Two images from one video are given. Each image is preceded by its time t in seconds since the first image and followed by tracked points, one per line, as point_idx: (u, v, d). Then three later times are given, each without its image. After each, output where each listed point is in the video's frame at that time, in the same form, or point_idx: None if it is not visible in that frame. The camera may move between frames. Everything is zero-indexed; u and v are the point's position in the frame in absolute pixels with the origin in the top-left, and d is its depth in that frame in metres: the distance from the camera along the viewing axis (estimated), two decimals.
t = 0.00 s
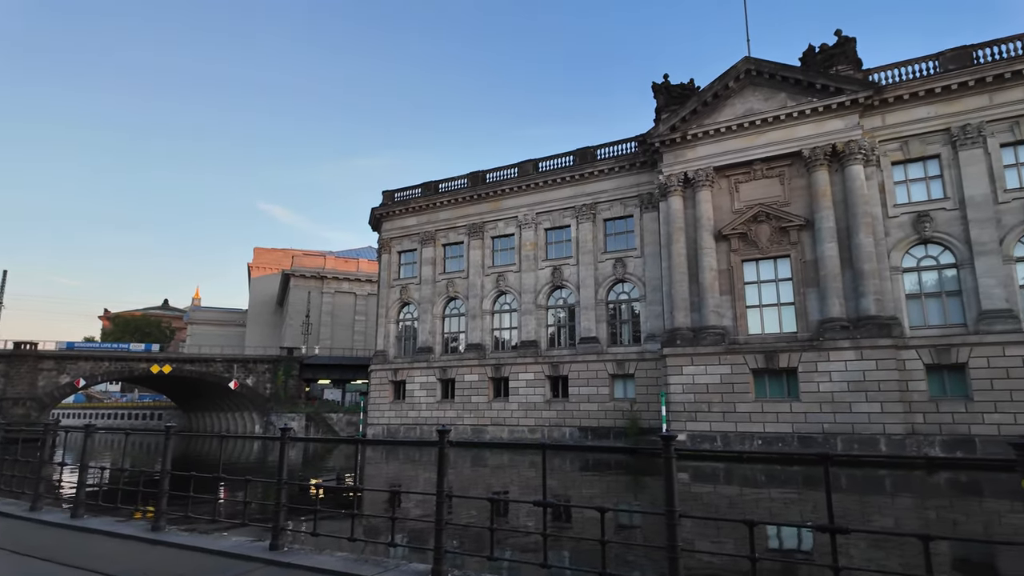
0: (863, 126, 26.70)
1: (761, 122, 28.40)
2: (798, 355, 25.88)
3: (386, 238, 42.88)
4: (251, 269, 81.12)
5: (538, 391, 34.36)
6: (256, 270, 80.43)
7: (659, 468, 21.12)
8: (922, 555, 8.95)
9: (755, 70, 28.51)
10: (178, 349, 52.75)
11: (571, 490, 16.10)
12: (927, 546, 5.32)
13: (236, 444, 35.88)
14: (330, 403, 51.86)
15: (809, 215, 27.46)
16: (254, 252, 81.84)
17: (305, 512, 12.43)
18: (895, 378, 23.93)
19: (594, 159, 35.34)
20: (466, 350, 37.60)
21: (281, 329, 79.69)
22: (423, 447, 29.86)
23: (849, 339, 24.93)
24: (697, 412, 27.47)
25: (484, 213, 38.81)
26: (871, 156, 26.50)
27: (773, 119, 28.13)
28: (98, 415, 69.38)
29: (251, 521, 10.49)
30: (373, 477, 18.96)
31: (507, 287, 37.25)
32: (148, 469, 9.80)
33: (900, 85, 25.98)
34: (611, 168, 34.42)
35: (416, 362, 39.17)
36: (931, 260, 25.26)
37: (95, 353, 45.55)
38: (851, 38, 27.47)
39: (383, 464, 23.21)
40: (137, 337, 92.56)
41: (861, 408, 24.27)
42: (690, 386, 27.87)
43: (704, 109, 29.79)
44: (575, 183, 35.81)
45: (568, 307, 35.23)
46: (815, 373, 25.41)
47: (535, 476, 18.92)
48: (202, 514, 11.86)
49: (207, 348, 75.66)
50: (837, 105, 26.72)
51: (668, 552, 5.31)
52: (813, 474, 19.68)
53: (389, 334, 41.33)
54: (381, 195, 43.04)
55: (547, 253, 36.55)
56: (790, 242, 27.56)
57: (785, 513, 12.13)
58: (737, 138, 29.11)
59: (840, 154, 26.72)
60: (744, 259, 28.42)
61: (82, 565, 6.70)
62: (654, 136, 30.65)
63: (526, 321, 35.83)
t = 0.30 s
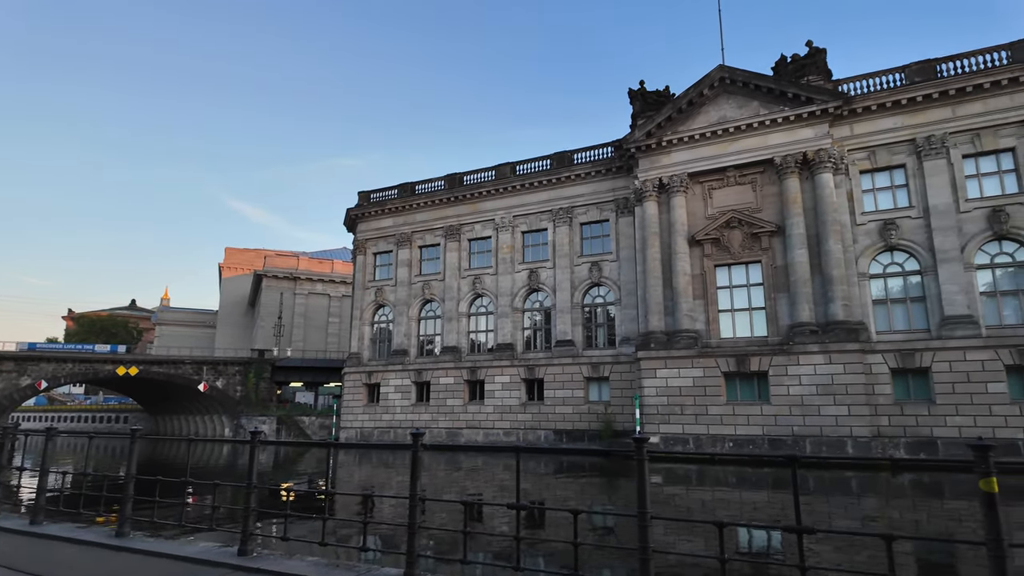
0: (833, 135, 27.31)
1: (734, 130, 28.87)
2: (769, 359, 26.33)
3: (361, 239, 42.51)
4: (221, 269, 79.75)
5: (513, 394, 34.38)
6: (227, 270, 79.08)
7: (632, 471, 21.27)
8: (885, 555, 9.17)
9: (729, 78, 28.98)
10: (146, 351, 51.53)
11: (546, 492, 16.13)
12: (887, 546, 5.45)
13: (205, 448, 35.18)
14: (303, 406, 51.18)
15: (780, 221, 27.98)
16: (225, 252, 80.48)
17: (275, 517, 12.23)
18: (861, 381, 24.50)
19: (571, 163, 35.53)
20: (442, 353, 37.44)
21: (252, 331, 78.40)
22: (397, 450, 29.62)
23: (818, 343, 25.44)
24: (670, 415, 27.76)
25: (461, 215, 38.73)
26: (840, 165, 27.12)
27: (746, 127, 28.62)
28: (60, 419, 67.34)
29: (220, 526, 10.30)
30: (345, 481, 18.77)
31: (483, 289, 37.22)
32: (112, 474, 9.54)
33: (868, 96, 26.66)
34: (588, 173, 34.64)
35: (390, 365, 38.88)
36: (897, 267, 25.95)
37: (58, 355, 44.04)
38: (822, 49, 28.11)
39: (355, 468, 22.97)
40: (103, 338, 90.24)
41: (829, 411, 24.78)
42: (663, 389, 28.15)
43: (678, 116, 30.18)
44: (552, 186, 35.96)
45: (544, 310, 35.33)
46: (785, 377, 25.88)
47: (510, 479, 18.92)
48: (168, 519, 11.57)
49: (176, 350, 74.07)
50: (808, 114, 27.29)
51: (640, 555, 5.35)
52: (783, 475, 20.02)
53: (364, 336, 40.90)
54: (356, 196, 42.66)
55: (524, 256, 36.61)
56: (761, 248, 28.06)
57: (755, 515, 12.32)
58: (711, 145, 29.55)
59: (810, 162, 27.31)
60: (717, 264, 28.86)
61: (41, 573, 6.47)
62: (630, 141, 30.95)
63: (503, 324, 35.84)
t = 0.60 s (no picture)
0: (804, 143, 27.89)
1: (709, 136, 29.30)
2: (740, 361, 26.74)
3: (336, 240, 42.07)
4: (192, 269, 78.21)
5: (489, 396, 34.34)
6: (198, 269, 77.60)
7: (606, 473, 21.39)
8: (850, 555, 9.39)
9: (703, 85, 29.42)
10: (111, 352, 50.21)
11: (521, 495, 16.13)
12: (852, 546, 5.59)
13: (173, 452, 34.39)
14: (274, 408, 50.41)
15: (752, 226, 28.47)
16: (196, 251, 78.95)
17: (245, 521, 12.00)
18: (830, 384, 25.03)
19: (548, 166, 35.67)
20: (417, 355, 37.24)
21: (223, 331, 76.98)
22: (371, 453, 29.32)
23: (788, 347, 25.92)
24: (644, 417, 28.00)
25: (438, 217, 38.60)
26: (811, 172, 27.70)
27: (720, 133, 29.06)
28: (20, 421, 65.18)
29: (188, 531, 10.08)
30: (317, 484, 18.51)
31: (460, 291, 37.13)
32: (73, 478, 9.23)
33: (838, 105, 27.29)
34: (565, 176, 34.81)
35: (365, 367, 38.52)
36: (864, 273, 26.59)
37: (19, 355, 42.53)
38: (794, 58, 28.70)
39: (328, 471, 22.67)
40: (67, 338, 87.74)
41: (799, 414, 25.25)
42: (637, 391, 28.39)
43: (654, 122, 30.53)
44: (530, 189, 36.06)
45: (521, 313, 35.38)
46: (756, 380, 26.30)
47: (484, 482, 18.89)
48: (133, 524, 11.27)
49: (144, 350, 72.34)
50: (780, 122, 27.84)
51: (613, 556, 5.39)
52: (754, 477, 20.33)
53: (338, 338, 40.45)
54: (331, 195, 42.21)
55: (501, 258, 36.62)
56: (734, 253, 28.50)
57: (727, 516, 12.50)
58: (686, 151, 29.94)
59: (782, 169, 27.84)
60: (691, 268, 29.24)
61: None
62: (607, 146, 31.20)
63: (479, 326, 35.80)
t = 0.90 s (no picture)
0: (775, 150, 28.43)
1: (683, 142, 29.67)
2: (712, 364, 27.10)
3: (310, 240, 41.56)
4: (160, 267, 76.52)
5: (464, 398, 34.25)
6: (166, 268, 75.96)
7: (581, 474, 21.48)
8: (816, 554, 9.58)
9: (679, 91, 29.79)
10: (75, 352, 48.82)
11: (495, 497, 16.09)
12: (819, 546, 5.72)
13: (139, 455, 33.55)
14: (245, 410, 49.55)
15: (725, 231, 28.90)
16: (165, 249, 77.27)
17: (214, 526, 11.76)
18: (799, 387, 25.52)
19: (526, 168, 35.74)
20: (392, 356, 36.97)
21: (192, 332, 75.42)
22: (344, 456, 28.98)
23: (758, 349, 26.36)
24: (618, 419, 28.19)
25: (414, 218, 38.40)
26: (782, 179, 28.24)
27: (694, 139, 29.46)
28: None
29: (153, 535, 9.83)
30: (288, 488, 18.24)
31: (436, 293, 36.98)
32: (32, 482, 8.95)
33: (809, 113, 27.88)
34: (542, 179, 34.92)
35: (338, 368, 38.08)
36: (833, 278, 27.20)
37: None
38: (767, 67, 29.25)
39: (299, 474, 22.35)
40: (28, 338, 85.13)
41: (769, 416, 25.67)
42: (612, 394, 28.58)
43: (630, 127, 30.82)
44: (507, 191, 36.09)
45: (497, 315, 35.38)
46: (728, 382, 26.69)
47: (458, 484, 18.83)
48: (96, 529, 10.96)
49: (109, 351, 70.50)
50: (753, 129, 28.34)
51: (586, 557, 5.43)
52: (725, 478, 20.61)
53: (311, 339, 39.93)
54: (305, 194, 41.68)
55: (477, 260, 36.58)
56: (707, 257, 28.91)
57: (699, 516, 12.68)
58: (662, 156, 30.28)
59: (754, 175, 28.33)
60: (665, 271, 29.57)
61: None
62: (583, 149, 31.39)
63: (455, 328, 35.70)
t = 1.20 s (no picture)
0: (748, 157, 28.93)
1: (659, 147, 30.01)
2: (685, 366, 27.42)
3: (284, 239, 40.99)
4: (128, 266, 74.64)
5: (439, 400, 34.10)
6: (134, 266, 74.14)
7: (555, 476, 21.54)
8: (785, 554, 9.75)
9: (655, 97, 30.13)
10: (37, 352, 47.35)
11: (468, 499, 16.04)
12: (786, 546, 5.84)
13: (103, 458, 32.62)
14: (214, 412, 48.58)
15: (698, 236, 29.30)
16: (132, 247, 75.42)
17: (182, 531, 11.51)
18: (769, 389, 25.97)
19: (503, 171, 35.77)
20: (366, 358, 36.64)
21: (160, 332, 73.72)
22: (316, 459, 28.59)
23: (730, 352, 26.76)
24: (592, 421, 28.35)
25: (390, 218, 38.15)
26: (755, 185, 28.74)
27: (669, 144, 29.81)
28: None
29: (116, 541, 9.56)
30: (258, 492, 17.91)
31: (411, 294, 36.77)
32: None
33: (781, 121, 28.43)
34: (520, 181, 34.99)
35: (311, 370, 37.58)
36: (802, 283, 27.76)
37: None
38: (740, 75, 29.77)
39: (270, 477, 21.99)
40: None
41: (740, 418, 26.06)
42: (586, 396, 28.73)
43: (607, 131, 31.07)
44: (484, 193, 36.06)
45: (473, 316, 35.31)
46: (700, 384, 27.03)
47: (432, 487, 18.72)
48: (56, 535, 10.64)
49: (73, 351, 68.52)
50: (727, 136, 28.80)
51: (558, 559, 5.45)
52: (696, 479, 20.88)
53: (283, 340, 39.34)
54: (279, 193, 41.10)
55: (454, 261, 36.48)
56: (681, 261, 29.28)
57: (670, 517, 12.83)
58: (637, 160, 30.57)
59: (728, 181, 28.78)
60: (640, 275, 29.86)
61: None
62: (560, 153, 31.53)
63: (430, 329, 35.54)
